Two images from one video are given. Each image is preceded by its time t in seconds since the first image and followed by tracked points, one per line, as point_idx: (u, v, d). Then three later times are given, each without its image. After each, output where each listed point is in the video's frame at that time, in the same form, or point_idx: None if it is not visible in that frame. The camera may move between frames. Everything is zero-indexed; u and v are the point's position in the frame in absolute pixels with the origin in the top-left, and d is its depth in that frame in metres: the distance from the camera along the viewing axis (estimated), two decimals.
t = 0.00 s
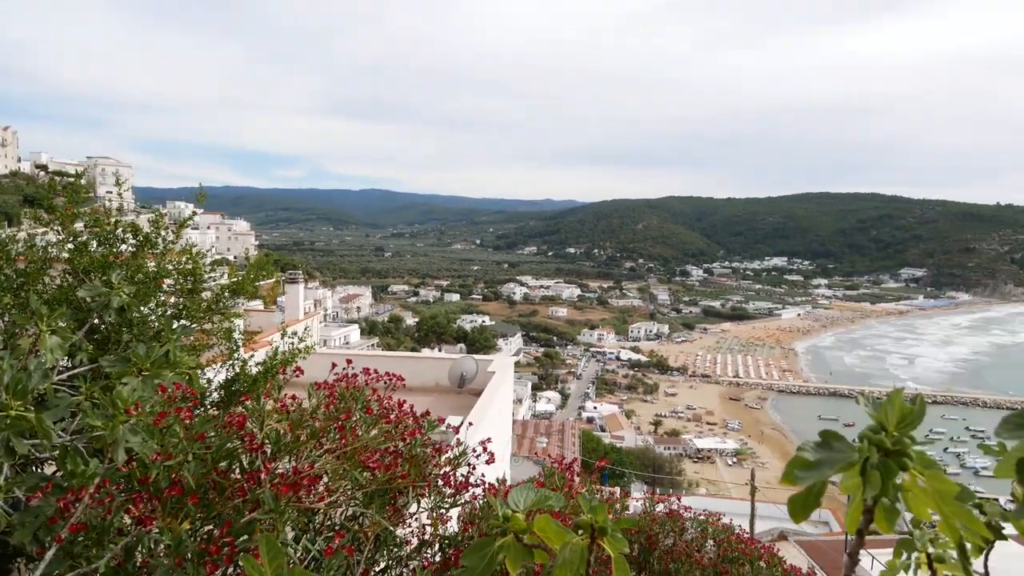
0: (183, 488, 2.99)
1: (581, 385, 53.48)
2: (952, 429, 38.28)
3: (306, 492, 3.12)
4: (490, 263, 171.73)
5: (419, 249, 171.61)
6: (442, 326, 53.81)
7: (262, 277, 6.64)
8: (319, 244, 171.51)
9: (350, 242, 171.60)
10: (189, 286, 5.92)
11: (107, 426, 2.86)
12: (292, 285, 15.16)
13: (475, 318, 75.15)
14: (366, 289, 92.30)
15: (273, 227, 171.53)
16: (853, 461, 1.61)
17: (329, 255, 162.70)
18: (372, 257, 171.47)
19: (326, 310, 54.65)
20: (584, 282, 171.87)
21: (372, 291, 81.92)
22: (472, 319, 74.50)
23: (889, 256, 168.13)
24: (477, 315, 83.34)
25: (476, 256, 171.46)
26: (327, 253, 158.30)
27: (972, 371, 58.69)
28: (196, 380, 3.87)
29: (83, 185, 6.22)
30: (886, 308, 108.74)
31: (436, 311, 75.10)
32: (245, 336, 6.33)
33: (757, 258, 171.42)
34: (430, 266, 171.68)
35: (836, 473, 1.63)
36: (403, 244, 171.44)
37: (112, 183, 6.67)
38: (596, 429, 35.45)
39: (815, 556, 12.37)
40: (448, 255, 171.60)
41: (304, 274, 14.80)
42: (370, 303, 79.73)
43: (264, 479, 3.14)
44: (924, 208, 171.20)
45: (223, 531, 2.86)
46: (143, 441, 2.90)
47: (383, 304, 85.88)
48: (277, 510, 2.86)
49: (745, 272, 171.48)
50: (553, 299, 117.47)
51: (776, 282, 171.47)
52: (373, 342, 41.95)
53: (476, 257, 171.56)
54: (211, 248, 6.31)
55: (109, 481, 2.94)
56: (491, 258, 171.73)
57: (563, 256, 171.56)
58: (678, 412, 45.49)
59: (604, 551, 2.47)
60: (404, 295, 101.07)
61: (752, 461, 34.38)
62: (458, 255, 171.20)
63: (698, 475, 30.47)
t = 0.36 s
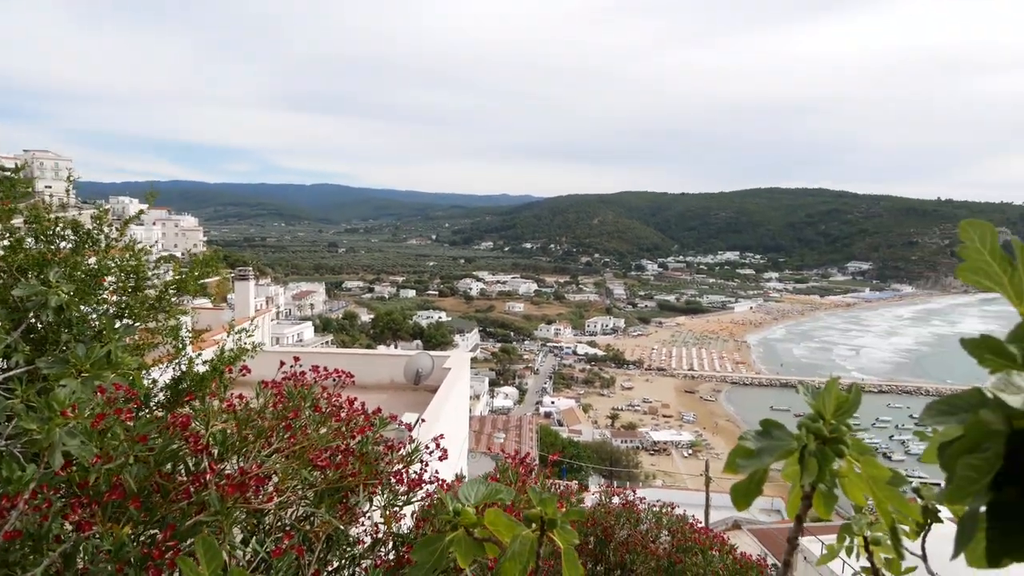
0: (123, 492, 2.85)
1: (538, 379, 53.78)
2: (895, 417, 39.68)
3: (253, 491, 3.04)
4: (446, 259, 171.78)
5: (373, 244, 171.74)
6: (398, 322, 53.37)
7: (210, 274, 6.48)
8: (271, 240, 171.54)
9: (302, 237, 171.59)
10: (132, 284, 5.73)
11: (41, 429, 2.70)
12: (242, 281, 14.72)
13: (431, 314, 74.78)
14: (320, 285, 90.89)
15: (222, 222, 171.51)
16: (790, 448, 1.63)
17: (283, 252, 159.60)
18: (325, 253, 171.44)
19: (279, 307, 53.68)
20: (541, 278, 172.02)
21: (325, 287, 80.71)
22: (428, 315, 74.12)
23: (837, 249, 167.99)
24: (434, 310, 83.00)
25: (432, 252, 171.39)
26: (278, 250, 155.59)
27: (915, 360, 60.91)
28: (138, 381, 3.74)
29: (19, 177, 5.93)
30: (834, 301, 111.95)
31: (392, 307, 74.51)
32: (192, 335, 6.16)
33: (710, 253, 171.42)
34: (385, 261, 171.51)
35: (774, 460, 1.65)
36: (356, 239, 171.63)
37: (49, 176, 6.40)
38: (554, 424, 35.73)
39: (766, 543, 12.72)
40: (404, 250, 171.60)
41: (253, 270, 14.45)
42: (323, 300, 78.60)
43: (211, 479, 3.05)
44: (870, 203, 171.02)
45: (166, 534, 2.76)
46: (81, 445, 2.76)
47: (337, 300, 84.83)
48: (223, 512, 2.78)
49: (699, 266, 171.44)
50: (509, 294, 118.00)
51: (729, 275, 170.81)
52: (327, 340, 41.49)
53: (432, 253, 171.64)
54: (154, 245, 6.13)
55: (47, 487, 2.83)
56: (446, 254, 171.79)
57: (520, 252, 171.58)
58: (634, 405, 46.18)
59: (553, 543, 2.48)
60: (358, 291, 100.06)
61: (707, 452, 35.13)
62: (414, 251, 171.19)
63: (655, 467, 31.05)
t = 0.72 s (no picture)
0: (64, 499, 2.74)
1: (499, 376, 53.84)
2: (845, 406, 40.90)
3: (203, 495, 2.96)
4: (405, 255, 171.85)
5: (330, 241, 171.71)
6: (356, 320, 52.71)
7: (157, 273, 6.31)
8: (224, 237, 171.53)
9: (256, 235, 171.66)
10: (73, 284, 5.54)
11: None
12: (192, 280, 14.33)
13: (389, 312, 74.15)
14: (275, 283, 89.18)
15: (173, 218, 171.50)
16: (732, 439, 1.65)
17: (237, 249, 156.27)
18: (280, 250, 171.36)
19: (232, 307, 52.55)
20: (501, 274, 171.76)
21: (280, 286, 79.28)
22: (387, 312, 73.49)
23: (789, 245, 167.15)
24: (392, 308, 82.35)
25: (389, 249, 171.44)
26: (231, 248, 152.38)
27: (864, 351, 63.02)
28: (78, 384, 3.59)
29: None
30: (788, 296, 114.52)
31: (350, 306, 73.72)
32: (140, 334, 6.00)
33: (668, 248, 171.35)
34: (343, 258, 171.53)
35: (717, 451, 1.68)
36: (312, 237, 171.56)
37: None
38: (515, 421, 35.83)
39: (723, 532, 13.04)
40: (361, 247, 171.62)
41: (204, 269, 14.10)
42: (278, 299, 77.19)
43: (158, 483, 2.95)
44: (821, 200, 171.03)
45: (110, 540, 2.65)
46: (18, 451, 2.64)
47: (293, 299, 83.49)
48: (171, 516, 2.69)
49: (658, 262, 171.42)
50: (470, 292, 117.87)
51: (687, 270, 171.00)
52: (283, 340, 40.85)
53: (391, 249, 171.71)
54: (96, 244, 5.94)
55: None
56: (405, 251, 171.83)
57: (480, 248, 171.51)
58: (595, 400, 46.64)
59: (506, 540, 2.48)
60: (315, 289, 98.68)
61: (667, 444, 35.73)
62: (371, 248, 171.22)
63: (616, 460, 31.45)
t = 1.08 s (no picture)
0: None
1: (460, 374, 53.73)
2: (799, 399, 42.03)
3: (148, 502, 2.87)
4: (363, 254, 171.77)
5: (285, 240, 171.81)
6: (313, 319, 51.98)
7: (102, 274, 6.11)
8: (173, 236, 171.64)
9: (207, 233, 171.66)
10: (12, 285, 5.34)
11: None
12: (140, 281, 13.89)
13: (347, 311, 73.32)
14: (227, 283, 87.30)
15: (122, 216, 171.51)
16: (673, 431, 1.68)
17: (189, 249, 152.59)
18: (233, 249, 171.54)
19: (183, 307, 51.27)
20: (460, 271, 171.81)
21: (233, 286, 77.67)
22: (344, 311, 72.66)
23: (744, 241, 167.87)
24: (350, 307, 81.47)
25: (347, 247, 171.39)
26: (183, 247, 148.83)
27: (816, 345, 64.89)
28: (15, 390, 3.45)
29: None
30: (744, 291, 116.68)
31: (307, 305, 72.74)
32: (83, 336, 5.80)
33: (626, 245, 171.51)
34: (298, 256, 171.68)
35: (659, 444, 1.70)
36: (267, 235, 171.55)
37: None
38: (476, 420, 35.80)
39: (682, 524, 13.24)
40: (317, 245, 171.65)
41: (152, 269, 13.71)
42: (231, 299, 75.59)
43: (99, 490, 2.85)
44: (775, 197, 170.67)
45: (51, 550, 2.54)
46: None
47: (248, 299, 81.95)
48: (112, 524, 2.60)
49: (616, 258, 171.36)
50: (429, 290, 117.43)
51: (644, 267, 171.46)
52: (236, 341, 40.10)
53: (348, 248, 171.67)
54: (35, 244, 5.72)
55: None
56: (363, 249, 171.79)
57: (439, 246, 171.50)
58: (556, 396, 46.96)
59: (459, 537, 2.47)
60: (270, 288, 96.98)
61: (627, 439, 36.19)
62: (328, 245, 171.20)
63: (577, 456, 31.74)
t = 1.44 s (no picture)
0: None
1: (419, 375, 53.42)
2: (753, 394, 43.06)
3: (91, 512, 2.75)
4: (319, 254, 171.64)
5: (238, 240, 171.65)
6: (268, 321, 51.06)
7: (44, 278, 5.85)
8: (119, 236, 171.59)
9: (156, 233, 171.66)
10: None
11: None
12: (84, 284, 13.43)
13: (303, 312, 72.14)
14: (177, 285, 84.94)
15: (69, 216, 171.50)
16: (623, 425, 1.69)
17: (137, 249, 148.18)
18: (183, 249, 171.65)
19: (130, 310, 49.75)
20: (419, 270, 171.40)
21: (183, 288, 75.69)
22: (300, 312, 71.47)
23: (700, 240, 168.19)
24: (306, 308, 80.26)
25: (303, 247, 171.53)
26: (131, 248, 144.67)
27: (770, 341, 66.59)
28: None
29: None
30: (701, 289, 118.40)
31: (261, 307, 71.35)
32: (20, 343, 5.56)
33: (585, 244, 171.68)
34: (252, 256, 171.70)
35: (611, 439, 1.71)
36: (219, 235, 171.53)
37: None
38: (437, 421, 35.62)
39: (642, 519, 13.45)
40: (272, 245, 171.57)
41: (97, 271, 13.28)
42: (181, 301, 73.65)
43: (37, 501, 2.71)
44: (729, 196, 170.24)
45: None
46: None
47: (200, 301, 79.99)
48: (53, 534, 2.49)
49: (575, 258, 171.50)
50: (387, 290, 116.50)
51: (603, 266, 171.56)
52: (186, 344, 39.12)
53: (303, 248, 171.54)
54: None
55: None
56: (319, 249, 171.70)
57: (397, 246, 171.53)
58: (517, 396, 47.13)
59: (411, 539, 2.44)
60: (223, 290, 94.89)
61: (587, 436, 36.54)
62: (283, 245, 171.29)
63: (538, 455, 31.90)
